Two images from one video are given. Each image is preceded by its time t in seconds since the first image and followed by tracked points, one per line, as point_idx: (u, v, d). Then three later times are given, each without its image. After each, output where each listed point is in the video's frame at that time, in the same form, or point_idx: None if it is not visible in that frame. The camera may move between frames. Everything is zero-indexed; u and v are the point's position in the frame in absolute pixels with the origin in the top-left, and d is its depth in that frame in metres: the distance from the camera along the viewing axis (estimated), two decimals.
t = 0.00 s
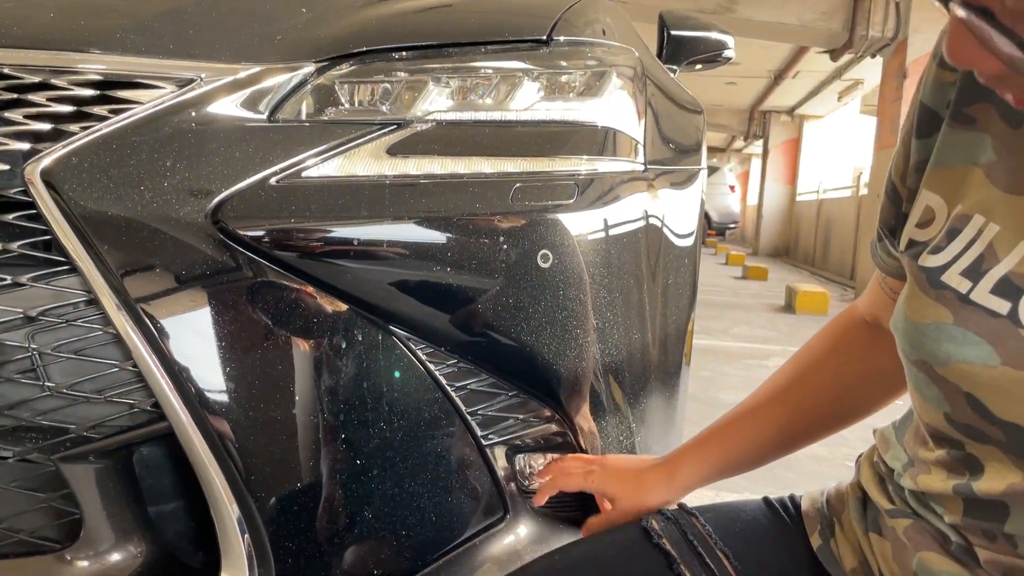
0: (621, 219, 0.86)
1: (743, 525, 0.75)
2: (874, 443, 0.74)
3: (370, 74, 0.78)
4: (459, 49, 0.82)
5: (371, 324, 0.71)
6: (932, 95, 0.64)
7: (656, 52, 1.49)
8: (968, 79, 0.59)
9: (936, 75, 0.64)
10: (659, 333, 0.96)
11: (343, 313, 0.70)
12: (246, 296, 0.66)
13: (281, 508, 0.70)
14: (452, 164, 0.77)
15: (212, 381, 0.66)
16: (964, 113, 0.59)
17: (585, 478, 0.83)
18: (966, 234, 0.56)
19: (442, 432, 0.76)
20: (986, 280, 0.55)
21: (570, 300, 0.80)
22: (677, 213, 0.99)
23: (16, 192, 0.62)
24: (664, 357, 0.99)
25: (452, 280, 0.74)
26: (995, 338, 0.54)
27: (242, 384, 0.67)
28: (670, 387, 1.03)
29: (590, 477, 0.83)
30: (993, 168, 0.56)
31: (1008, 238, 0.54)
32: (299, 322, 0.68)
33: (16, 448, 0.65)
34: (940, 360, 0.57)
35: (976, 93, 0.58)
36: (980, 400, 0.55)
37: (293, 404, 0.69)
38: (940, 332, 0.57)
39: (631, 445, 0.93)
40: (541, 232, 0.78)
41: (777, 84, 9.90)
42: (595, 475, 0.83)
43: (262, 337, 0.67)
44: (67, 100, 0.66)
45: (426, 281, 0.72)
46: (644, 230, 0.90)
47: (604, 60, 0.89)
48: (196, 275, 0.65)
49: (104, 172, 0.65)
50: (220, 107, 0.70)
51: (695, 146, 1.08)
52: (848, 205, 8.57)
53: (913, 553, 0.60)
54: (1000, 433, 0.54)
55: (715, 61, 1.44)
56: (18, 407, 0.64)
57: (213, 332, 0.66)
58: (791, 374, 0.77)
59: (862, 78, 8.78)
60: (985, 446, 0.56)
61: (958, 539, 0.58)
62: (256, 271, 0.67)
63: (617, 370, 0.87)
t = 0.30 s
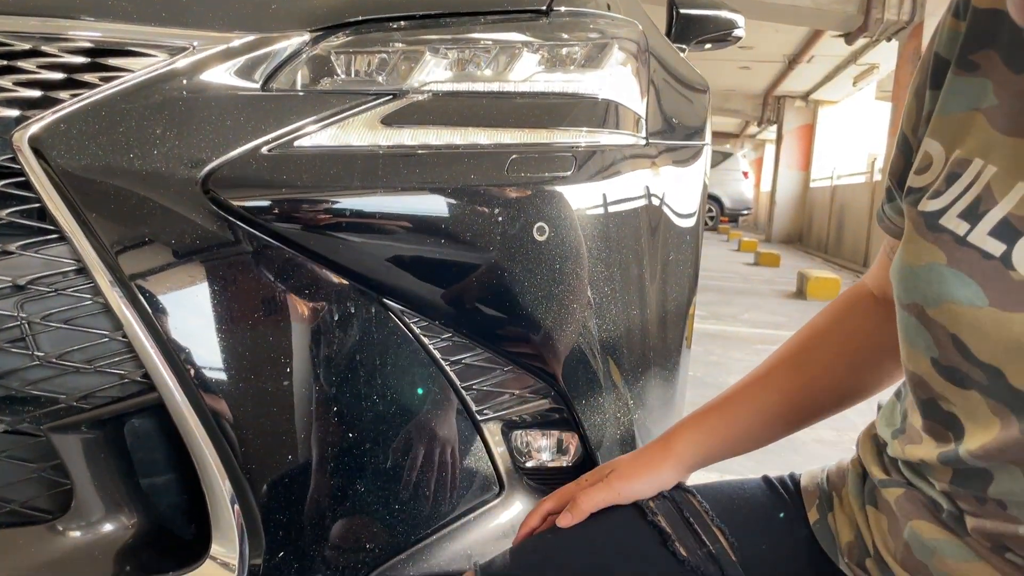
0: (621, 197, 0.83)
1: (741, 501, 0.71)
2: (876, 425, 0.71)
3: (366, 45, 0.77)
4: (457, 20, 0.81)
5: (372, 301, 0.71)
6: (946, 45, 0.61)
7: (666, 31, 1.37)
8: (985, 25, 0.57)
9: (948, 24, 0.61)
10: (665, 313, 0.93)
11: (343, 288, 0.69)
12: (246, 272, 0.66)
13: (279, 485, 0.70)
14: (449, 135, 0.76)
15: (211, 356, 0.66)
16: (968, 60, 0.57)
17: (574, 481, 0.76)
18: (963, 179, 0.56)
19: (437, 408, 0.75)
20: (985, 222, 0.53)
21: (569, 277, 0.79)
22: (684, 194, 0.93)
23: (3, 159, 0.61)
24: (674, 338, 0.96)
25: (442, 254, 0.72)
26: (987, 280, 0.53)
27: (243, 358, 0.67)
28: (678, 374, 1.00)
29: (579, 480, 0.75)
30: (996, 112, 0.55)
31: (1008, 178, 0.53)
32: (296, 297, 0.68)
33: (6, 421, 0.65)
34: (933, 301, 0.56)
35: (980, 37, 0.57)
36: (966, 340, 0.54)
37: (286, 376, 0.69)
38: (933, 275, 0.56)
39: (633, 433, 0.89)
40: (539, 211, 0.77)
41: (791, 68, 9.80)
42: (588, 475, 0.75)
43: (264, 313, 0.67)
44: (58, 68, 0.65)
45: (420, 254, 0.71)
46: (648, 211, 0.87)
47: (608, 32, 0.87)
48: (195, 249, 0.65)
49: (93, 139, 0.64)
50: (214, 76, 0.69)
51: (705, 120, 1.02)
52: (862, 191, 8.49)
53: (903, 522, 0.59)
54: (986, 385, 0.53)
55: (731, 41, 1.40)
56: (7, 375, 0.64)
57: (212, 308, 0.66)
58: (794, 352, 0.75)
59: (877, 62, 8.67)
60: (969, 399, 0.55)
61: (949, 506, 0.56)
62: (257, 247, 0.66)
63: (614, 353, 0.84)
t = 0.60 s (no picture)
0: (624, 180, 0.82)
1: (763, 484, 0.69)
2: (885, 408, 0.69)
3: (366, 24, 0.77)
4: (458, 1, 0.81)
5: (372, 283, 0.71)
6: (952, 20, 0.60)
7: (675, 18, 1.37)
8: None
9: (956, 1, 0.61)
10: (667, 299, 0.92)
11: (342, 275, 0.69)
12: (243, 253, 0.66)
13: (277, 467, 0.69)
14: (447, 115, 0.75)
15: (210, 339, 0.65)
16: (972, 33, 0.57)
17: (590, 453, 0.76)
18: (956, 142, 0.57)
19: (436, 389, 0.75)
20: (974, 181, 0.55)
21: (568, 259, 0.78)
22: (687, 178, 0.92)
23: None
24: (674, 325, 0.95)
25: (441, 235, 0.72)
26: (972, 234, 0.54)
27: (242, 339, 0.67)
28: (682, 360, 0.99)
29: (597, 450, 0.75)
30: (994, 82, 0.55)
31: (998, 139, 0.54)
32: (297, 278, 0.68)
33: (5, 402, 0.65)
34: (921, 258, 0.58)
35: (982, 12, 0.57)
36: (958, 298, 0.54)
37: (283, 356, 0.68)
38: (922, 231, 0.57)
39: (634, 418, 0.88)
40: (540, 194, 0.75)
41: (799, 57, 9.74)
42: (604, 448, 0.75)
43: (263, 295, 0.67)
44: (54, 46, 0.65)
45: (420, 237, 0.71)
46: (648, 195, 0.86)
47: (611, 14, 0.86)
48: (194, 230, 0.65)
49: (89, 117, 0.63)
50: (212, 54, 0.68)
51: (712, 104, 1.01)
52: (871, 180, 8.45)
53: (903, 501, 0.58)
54: (966, 334, 0.55)
55: (736, 27, 1.38)
56: (5, 354, 0.64)
57: (213, 290, 0.65)
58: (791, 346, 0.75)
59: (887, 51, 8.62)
60: (955, 354, 0.56)
61: (947, 482, 0.55)
62: (257, 228, 0.66)
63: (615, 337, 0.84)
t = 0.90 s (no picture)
0: (631, 173, 0.82)
1: (789, 473, 0.70)
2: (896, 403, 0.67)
3: (370, 19, 0.76)
4: None
5: (376, 273, 0.70)
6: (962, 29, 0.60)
7: (681, 9, 1.36)
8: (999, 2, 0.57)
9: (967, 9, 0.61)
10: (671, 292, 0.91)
11: (347, 266, 0.69)
12: (248, 243, 0.66)
13: (277, 458, 0.69)
14: (451, 106, 0.75)
15: (214, 330, 0.65)
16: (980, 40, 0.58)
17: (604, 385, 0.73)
18: (960, 138, 0.58)
19: (440, 380, 0.75)
20: (974, 173, 0.56)
21: (572, 251, 0.78)
22: (691, 171, 0.92)
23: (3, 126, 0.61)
24: (678, 318, 0.94)
25: (447, 226, 0.72)
26: (973, 222, 0.55)
27: (246, 329, 0.67)
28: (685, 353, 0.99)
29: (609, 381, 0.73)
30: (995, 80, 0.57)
31: (998, 134, 0.56)
32: (300, 269, 0.67)
33: (9, 393, 0.65)
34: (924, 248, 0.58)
35: (989, 17, 0.57)
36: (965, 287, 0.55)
37: (287, 347, 0.68)
38: (925, 222, 0.58)
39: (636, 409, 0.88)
40: (548, 187, 0.76)
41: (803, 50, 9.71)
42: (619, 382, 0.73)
43: (267, 286, 0.67)
44: (58, 35, 0.65)
45: (422, 228, 0.71)
46: (653, 187, 0.85)
47: (616, 4, 0.85)
48: (198, 220, 0.65)
49: (92, 107, 0.63)
50: (216, 44, 0.68)
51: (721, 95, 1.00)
52: (874, 174, 8.43)
53: (916, 495, 0.58)
54: (967, 319, 0.55)
55: (739, 20, 1.37)
56: (10, 343, 0.64)
57: (218, 282, 0.65)
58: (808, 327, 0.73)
59: (891, 44, 8.59)
60: (958, 340, 0.55)
61: (959, 475, 0.55)
62: (261, 218, 0.66)
63: (618, 331, 0.84)
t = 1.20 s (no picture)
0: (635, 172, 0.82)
1: (796, 471, 0.71)
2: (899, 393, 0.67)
3: (378, 14, 0.78)
4: None
5: (381, 272, 0.70)
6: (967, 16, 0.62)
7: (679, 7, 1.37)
8: None
9: None
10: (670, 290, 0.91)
11: (354, 261, 0.69)
12: (254, 240, 0.65)
13: (274, 454, 0.69)
14: (457, 106, 0.74)
15: (218, 326, 0.65)
16: (986, 30, 0.59)
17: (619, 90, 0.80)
18: (963, 123, 0.60)
19: (444, 378, 0.75)
20: (977, 157, 0.58)
21: (576, 247, 0.78)
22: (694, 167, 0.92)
23: (10, 122, 0.61)
24: (680, 315, 0.95)
25: (451, 224, 0.72)
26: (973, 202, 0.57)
27: (248, 325, 0.66)
28: (685, 351, 0.98)
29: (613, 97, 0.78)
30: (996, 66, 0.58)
31: (1000, 120, 0.58)
32: (304, 265, 0.67)
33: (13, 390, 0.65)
34: (927, 227, 0.60)
35: (994, 8, 0.59)
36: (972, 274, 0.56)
37: (293, 344, 0.68)
38: (930, 205, 0.60)
39: (639, 408, 0.89)
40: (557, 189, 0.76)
41: (801, 47, 9.71)
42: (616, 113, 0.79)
43: (273, 284, 0.66)
44: (64, 31, 0.66)
45: (425, 224, 0.71)
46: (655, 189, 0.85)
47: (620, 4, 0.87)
48: (202, 217, 0.64)
49: (100, 104, 0.63)
50: (222, 41, 0.69)
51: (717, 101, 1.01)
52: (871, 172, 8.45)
53: (919, 494, 0.59)
54: (966, 297, 0.57)
55: (735, 19, 1.38)
56: (15, 339, 0.64)
57: (223, 279, 0.65)
58: (821, 224, 0.78)
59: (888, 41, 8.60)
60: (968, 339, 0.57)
61: (960, 472, 0.56)
62: (264, 215, 0.65)
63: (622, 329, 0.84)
